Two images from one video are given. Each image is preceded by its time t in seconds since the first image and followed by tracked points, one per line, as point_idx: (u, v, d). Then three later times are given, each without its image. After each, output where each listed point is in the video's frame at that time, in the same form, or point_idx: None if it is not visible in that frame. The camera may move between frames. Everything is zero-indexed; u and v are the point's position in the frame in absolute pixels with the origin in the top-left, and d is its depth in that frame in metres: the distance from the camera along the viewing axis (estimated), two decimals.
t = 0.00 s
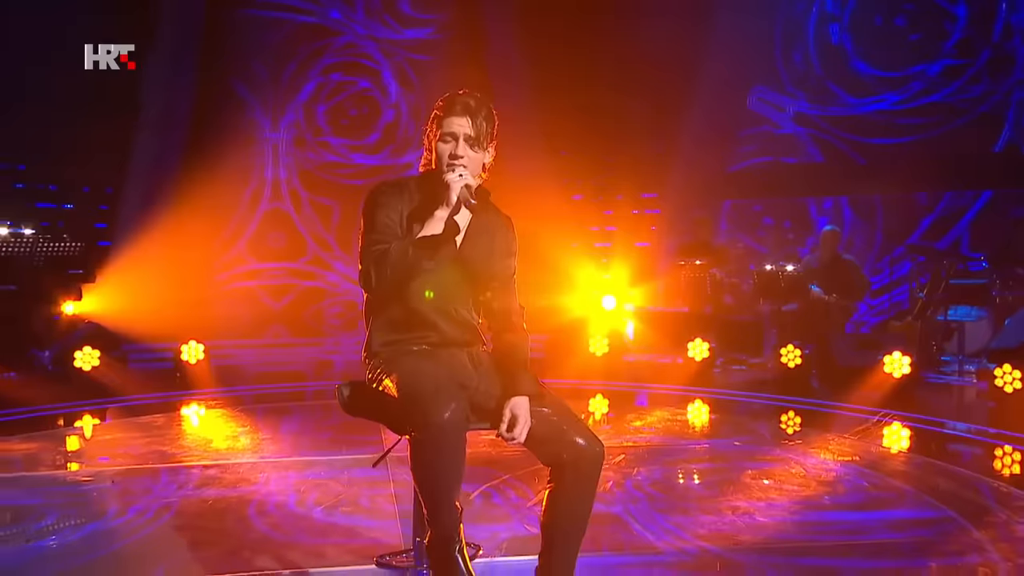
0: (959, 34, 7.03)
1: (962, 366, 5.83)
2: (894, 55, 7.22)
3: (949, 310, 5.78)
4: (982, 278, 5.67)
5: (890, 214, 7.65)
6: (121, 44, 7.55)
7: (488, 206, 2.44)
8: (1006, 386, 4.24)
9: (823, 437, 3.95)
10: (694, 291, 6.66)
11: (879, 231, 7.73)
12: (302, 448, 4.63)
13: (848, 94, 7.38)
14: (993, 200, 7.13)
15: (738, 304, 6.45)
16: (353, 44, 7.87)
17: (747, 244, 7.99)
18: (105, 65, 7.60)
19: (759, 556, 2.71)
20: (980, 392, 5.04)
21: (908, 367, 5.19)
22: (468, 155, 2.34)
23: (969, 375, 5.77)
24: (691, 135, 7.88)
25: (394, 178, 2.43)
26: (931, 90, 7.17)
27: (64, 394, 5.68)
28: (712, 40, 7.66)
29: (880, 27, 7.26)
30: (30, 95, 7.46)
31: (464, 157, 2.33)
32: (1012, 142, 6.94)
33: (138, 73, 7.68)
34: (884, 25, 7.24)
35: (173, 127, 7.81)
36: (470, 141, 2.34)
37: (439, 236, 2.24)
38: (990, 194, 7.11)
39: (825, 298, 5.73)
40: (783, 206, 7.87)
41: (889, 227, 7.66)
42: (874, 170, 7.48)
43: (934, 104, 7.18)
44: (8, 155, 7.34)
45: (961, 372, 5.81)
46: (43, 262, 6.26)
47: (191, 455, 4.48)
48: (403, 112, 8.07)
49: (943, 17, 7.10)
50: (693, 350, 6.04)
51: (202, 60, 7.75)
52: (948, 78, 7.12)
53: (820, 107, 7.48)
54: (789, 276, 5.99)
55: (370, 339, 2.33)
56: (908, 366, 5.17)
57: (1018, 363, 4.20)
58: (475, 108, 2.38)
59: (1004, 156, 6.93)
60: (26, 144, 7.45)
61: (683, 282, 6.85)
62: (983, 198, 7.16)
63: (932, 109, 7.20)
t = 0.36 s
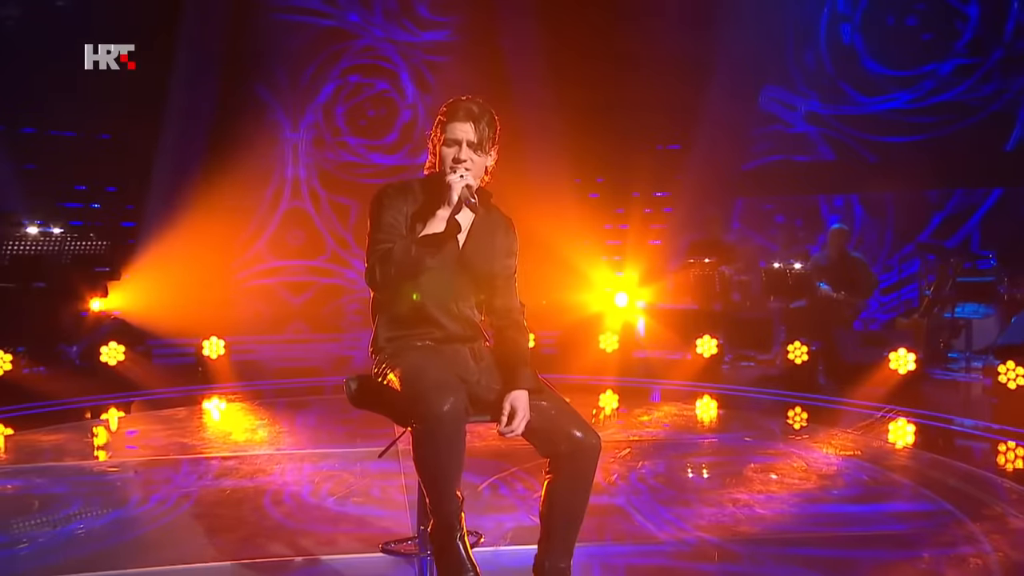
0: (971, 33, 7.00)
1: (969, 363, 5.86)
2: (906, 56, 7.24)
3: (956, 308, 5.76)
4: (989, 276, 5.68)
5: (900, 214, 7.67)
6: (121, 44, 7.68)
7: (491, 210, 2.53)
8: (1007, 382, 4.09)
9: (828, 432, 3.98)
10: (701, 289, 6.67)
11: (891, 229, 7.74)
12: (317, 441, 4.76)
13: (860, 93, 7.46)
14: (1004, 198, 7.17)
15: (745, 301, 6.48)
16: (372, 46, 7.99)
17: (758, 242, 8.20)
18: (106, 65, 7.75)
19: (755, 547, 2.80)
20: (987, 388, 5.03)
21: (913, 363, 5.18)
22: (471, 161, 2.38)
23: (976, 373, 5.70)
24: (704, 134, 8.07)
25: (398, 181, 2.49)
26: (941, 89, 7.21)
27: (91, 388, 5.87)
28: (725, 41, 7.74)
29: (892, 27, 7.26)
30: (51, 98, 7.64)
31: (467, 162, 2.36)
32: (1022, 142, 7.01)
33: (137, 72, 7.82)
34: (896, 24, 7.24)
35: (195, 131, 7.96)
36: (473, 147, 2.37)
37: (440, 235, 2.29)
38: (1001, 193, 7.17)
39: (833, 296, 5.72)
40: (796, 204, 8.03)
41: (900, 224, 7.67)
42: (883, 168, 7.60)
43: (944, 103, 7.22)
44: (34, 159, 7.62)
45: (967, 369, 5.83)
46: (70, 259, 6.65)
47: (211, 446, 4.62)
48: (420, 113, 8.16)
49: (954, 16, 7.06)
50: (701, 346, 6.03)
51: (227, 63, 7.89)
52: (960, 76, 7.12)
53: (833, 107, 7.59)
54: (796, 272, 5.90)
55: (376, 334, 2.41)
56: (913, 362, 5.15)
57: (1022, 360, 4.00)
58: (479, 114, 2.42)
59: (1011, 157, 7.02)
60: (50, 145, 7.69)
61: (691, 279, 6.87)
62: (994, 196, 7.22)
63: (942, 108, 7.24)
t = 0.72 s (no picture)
0: (982, 32, 7.06)
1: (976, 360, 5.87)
2: (915, 54, 7.30)
3: (964, 305, 5.75)
4: (997, 273, 5.65)
5: (910, 212, 7.68)
6: (121, 44, 7.87)
7: (494, 211, 2.62)
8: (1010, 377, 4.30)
9: (833, 427, 4.03)
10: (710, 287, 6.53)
11: (902, 226, 7.72)
12: (333, 433, 4.89)
13: (871, 93, 7.51)
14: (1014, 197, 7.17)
15: (756, 298, 6.47)
16: (389, 48, 8.12)
17: (768, 240, 8.16)
18: (105, 65, 7.95)
19: (755, 537, 2.87)
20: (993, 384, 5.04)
21: (919, 359, 5.28)
22: (474, 163, 2.44)
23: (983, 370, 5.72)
24: (716, 135, 8.04)
25: (405, 182, 2.58)
26: (955, 87, 7.21)
27: (117, 382, 6.06)
28: (739, 40, 7.75)
29: (903, 26, 7.30)
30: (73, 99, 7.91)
31: (469, 164, 2.42)
32: None
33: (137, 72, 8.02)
34: (907, 24, 7.29)
35: (217, 137, 8.12)
36: (475, 150, 2.43)
37: (442, 234, 2.35)
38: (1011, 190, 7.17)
39: (841, 294, 5.77)
40: (805, 201, 8.01)
41: (910, 223, 7.67)
42: (894, 167, 7.60)
43: (958, 101, 7.22)
44: (60, 158, 7.90)
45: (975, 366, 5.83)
46: (97, 257, 6.63)
47: (230, 438, 4.77)
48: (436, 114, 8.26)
49: (965, 15, 7.12)
50: (710, 342, 6.12)
51: (248, 65, 8.06)
52: (971, 75, 7.15)
53: (844, 105, 7.63)
54: (805, 270, 5.99)
55: (382, 331, 2.49)
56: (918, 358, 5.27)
57: None
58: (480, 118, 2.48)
59: None
60: (76, 145, 7.96)
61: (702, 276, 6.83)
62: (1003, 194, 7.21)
63: (953, 106, 7.25)
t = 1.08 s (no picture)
0: (993, 31, 6.94)
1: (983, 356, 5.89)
2: (926, 53, 7.28)
3: (971, 303, 5.77)
4: (1005, 272, 5.65)
5: (921, 211, 7.59)
6: (121, 44, 7.92)
7: (497, 213, 2.69)
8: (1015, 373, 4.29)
9: (837, 423, 4.07)
10: (720, 285, 6.48)
11: (913, 223, 7.64)
12: (349, 427, 5.02)
13: (883, 92, 7.52)
14: None
15: (765, 297, 6.37)
16: (407, 50, 8.23)
17: (781, 238, 8.10)
18: (105, 64, 7.98)
19: (754, 529, 2.94)
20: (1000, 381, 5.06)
21: (925, 357, 5.31)
22: (477, 167, 2.51)
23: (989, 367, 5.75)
24: (728, 132, 8.21)
25: (411, 185, 2.66)
26: (966, 86, 7.14)
27: (142, 376, 6.25)
28: (747, 38, 7.97)
29: (916, 26, 7.30)
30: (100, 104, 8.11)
31: (473, 167, 2.50)
32: None
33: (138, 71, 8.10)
34: (919, 23, 7.28)
35: (241, 137, 8.30)
36: (479, 154, 2.50)
37: (447, 235, 2.42)
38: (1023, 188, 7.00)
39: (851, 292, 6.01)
40: (815, 200, 7.96)
41: (921, 220, 7.59)
42: (904, 168, 7.56)
43: (970, 100, 7.13)
44: (90, 161, 8.19)
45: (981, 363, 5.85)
46: (122, 257, 6.76)
47: (249, 431, 4.92)
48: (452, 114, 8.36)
49: (977, 15, 7.02)
50: (718, 340, 6.31)
51: (268, 67, 8.23)
52: (982, 75, 7.06)
53: (855, 105, 7.66)
54: (813, 268, 6.04)
55: (390, 328, 2.56)
56: (922, 355, 5.30)
57: None
58: (485, 123, 2.54)
59: None
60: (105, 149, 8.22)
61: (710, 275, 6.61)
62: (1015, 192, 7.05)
63: (964, 105, 7.18)
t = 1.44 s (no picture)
0: (1007, 30, 6.89)
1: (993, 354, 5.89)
2: (938, 52, 7.26)
3: (980, 301, 5.75)
4: (1015, 270, 5.60)
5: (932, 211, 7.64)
6: (121, 44, 8.06)
7: (502, 215, 2.78)
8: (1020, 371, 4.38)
9: (843, 419, 4.11)
10: (730, 284, 6.50)
11: (924, 223, 7.70)
12: (365, 421, 5.15)
13: (894, 92, 7.50)
14: None
15: (776, 294, 6.43)
16: (424, 52, 8.35)
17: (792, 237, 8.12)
18: (106, 64, 8.13)
19: (754, 521, 3.01)
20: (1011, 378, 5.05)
21: (930, 354, 5.34)
22: (483, 170, 2.60)
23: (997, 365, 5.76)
24: (743, 132, 8.21)
25: (420, 188, 2.76)
26: (979, 86, 7.13)
27: (167, 372, 6.44)
28: (762, 37, 8.00)
29: (928, 26, 7.27)
30: (128, 108, 8.32)
31: (479, 170, 2.58)
32: None
33: (138, 71, 8.23)
34: (931, 23, 7.25)
35: (262, 136, 8.46)
36: (485, 157, 2.58)
37: (454, 234, 2.55)
38: None
39: (858, 289, 6.00)
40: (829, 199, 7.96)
41: (934, 219, 7.65)
42: (916, 167, 7.58)
43: (982, 100, 7.13)
44: (118, 163, 8.45)
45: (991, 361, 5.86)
46: (148, 256, 6.73)
47: (268, 425, 5.07)
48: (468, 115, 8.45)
49: (990, 14, 6.97)
50: (728, 337, 6.42)
51: (288, 68, 8.37)
52: (995, 75, 7.03)
53: (868, 105, 7.64)
54: (822, 267, 5.88)
55: (399, 326, 2.64)
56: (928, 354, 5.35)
57: None
58: (490, 127, 2.61)
59: None
60: (133, 151, 8.49)
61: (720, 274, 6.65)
62: None
63: (977, 105, 7.17)
